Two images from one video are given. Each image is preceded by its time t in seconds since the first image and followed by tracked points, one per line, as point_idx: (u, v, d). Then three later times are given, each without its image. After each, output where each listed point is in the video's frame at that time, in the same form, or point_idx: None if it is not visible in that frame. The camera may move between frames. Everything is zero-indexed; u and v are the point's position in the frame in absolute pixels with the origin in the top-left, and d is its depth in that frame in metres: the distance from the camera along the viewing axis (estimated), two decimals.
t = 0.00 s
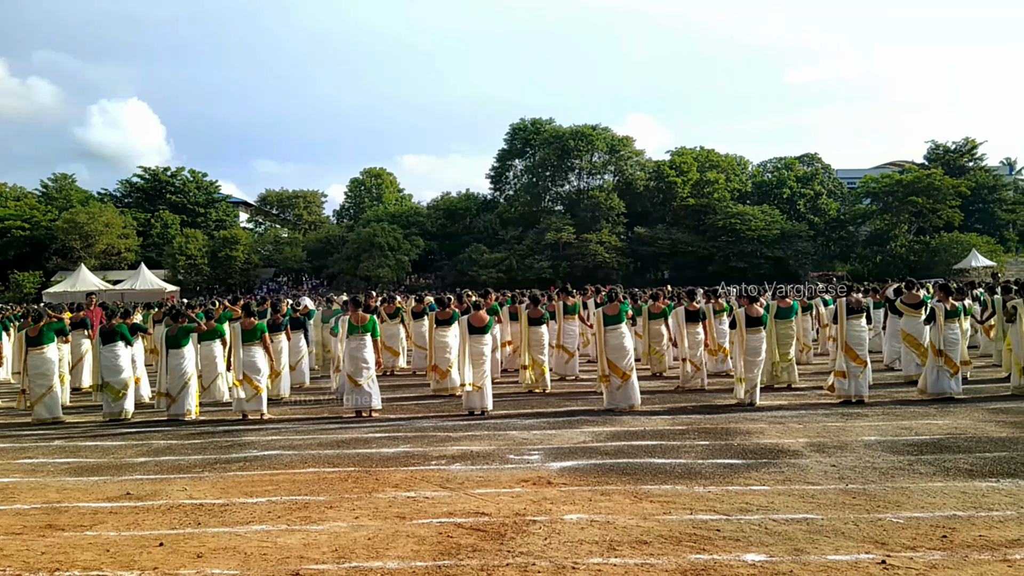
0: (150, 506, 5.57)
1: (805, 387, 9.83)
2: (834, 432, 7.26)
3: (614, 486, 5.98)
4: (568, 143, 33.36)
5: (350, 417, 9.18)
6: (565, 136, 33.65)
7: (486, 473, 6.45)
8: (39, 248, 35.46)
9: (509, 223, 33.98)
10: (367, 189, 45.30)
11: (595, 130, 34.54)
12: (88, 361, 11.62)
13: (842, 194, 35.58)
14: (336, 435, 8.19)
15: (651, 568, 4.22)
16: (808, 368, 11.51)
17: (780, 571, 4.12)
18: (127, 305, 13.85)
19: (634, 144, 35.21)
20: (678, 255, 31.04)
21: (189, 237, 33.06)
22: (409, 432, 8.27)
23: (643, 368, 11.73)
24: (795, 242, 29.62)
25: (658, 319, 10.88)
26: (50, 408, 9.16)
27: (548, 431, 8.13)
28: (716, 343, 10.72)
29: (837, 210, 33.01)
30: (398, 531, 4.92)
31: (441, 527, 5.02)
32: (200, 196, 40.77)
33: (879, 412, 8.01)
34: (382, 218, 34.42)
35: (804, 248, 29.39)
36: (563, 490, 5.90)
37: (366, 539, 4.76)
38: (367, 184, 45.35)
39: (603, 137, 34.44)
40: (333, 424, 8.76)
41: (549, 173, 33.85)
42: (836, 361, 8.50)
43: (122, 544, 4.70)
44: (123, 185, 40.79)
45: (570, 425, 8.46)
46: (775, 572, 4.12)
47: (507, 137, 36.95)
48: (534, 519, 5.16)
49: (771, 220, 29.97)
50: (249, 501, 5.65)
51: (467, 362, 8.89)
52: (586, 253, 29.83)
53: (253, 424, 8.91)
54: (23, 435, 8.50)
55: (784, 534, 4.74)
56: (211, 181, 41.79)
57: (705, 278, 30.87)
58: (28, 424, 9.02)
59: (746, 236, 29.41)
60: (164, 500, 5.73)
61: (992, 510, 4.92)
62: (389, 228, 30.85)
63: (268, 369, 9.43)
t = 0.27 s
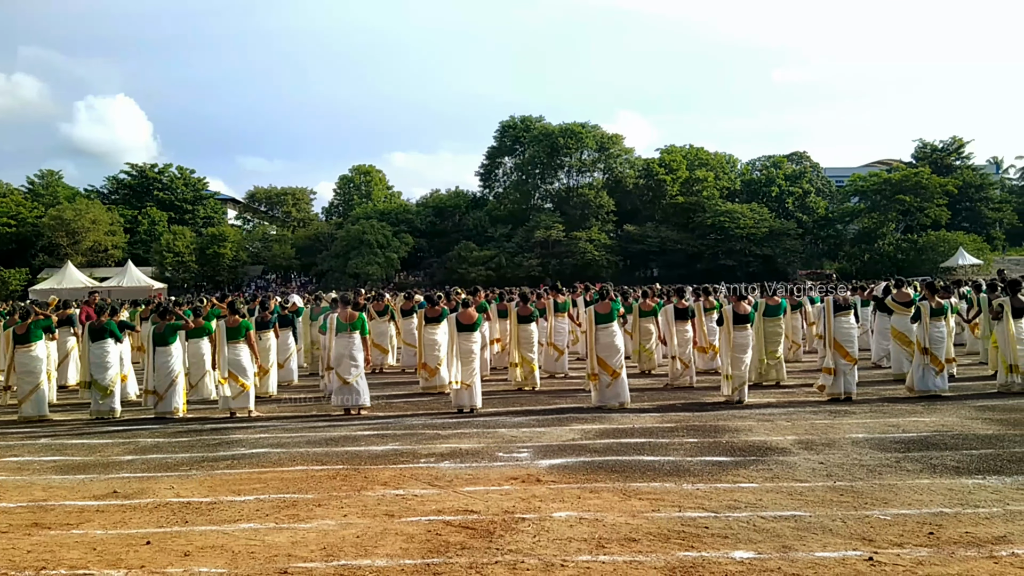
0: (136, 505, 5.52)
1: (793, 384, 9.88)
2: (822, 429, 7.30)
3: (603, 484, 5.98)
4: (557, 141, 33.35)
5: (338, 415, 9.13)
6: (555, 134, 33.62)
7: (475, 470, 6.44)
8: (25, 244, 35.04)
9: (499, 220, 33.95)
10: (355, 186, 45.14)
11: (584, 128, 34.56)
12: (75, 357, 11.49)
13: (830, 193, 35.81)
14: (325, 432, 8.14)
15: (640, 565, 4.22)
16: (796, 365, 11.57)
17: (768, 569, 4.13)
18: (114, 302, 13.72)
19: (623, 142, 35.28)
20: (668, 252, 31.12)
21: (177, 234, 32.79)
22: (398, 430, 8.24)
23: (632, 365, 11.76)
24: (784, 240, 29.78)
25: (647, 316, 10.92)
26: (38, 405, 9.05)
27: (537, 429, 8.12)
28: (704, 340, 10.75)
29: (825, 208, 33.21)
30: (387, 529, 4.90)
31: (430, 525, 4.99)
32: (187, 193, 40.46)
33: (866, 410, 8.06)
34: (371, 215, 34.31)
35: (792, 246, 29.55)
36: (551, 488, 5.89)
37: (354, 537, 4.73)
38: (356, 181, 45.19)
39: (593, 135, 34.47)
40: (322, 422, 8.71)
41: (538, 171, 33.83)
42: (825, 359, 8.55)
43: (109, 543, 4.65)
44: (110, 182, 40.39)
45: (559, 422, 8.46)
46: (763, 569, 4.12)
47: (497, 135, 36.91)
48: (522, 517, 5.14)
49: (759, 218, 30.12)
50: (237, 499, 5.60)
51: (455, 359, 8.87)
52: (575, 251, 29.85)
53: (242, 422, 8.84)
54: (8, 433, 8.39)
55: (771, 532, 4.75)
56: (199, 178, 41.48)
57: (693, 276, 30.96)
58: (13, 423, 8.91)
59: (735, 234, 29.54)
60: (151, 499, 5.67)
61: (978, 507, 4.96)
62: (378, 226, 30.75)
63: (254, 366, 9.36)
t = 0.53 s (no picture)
0: (126, 502, 5.47)
1: (783, 381, 9.92)
2: (811, 425, 7.34)
3: (594, 480, 5.98)
4: (548, 138, 33.32)
5: (328, 412, 9.10)
6: (546, 131, 33.59)
7: (465, 467, 6.43)
8: (13, 241, 34.68)
9: (490, 217, 33.91)
10: (346, 183, 44.96)
11: (576, 125, 34.56)
12: (63, 355, 11.39)
13: (820, 190, 36.01)
14: (315, 430, 8.11)
15: (631, 561, 4.23)
16: (786, 362, 11.62)
17: (758, 564, 4.15)
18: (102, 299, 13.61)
19: (614, 139, 35.32)
20: (658, 249, 31.19)
21: (167, 231, 32.55)
22: (389, 427, 8.22)
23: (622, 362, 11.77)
24: (774, 237, 29.91)
25: (638, 314, 10.93)
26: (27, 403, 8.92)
27: (528, 425, 8.12)
28: (694, 337, 10.79)
29: (815, 206, 33.38)
30: (378, 525, 4.88)
31: (420, 521, 4.98)
32: (177, 189, 40.17)
33: (855, 406, 8.11)
34: (362, 212, 34.18)
35: (783, 244, 29.68)
36: (542, 484, 5.89)
37: (345, 534, 4.71)
38: (347, 177, 45.00)
39: (584, 132, 34.49)
40: (312, 419, 8.68)
41: (530, 168, 33.82)
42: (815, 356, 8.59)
43: (98, 540, 4.61)
44: (99, 178, 40.04)
45: (551, 419, 8.46)
46: (754, 565, 4.14)
47: (488, 132, 36.84)
48: (513, 514, 5.14)
49: (749, 215, 30.25)
50: (227, 496, 5.57)
51: (447, 357, 8.86)
52: (566, 248, 29.83)
53: (231, 419, 8.79)
54: None
55: (762, 528, 4.77)
56: (188, 174, 41.19)
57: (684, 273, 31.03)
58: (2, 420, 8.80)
59: (725, 231, 29.63)
60: (141, 496, 5.63)
61: (966, 502, 5.00)
62: (369, 223, 30.65)
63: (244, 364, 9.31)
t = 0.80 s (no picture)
0: (117, 501, 5.43)
1: (776, 379, 9.95)
2: (804, 424, 7.36)
3: (587, 478, 5.98)
4: (542, 136, 33.30)
5: (321, 410, 9.07)
6: (539, 130, 33.57)
7: (458, 466, 6.42)
8: (4, 239, 34.44)
9: (483, 216, 33.88)
10: (339, 181, 44.84)
11: (569, 123, 34.57)
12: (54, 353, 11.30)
13: (812, 189, 36.18)
14: (308, 428, 8.07)
15: (623, 559, 4.22)
16: (778, 361, 11.65)
17: (751, 562, 4.15)
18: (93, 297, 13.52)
19: (607, 138, 35.35)
20: (652, 248, 31.26)
21: (159, 229, 32.39)
22: (382, 425, 8.20)
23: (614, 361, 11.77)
24: (767, 236, 30.00)
25: (631, 312, 10.95)
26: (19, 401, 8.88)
27: (521, 424, 8.11)
28: (687, 335, 10.81)
29: (807, 204, 33.49)
30: (371, 524, 4.86)
31: (413, 520, 4.97)
32: (169, 187, 39.97)
33: (847, 404, 8.14)
34: (355, 210, 34.10)
35: (775, 242, 29.77)
36: (535, 483, 5.89)
37: (338, 533, 4.69)
38: (340, 176, 44.89)
39: (577, 131, 34.50)
40: (305, 418, 8.65)
41: (523, 166, 33.81)
42: (809, 354, 8.62)
43: (90, 539, 4.58)
44: (90, 176, 39.81)
45: (544, 417, 8.45)
46: (746, 562, 4.14)
47: (481, 130, 36.79)
48: (506, 512, 5.13)
49: (742, 214, 30.32)
50: (219, 495, 5.54)
51: (441, 355, 8.85)
52: (559, 246, 29.82)
53: (223, 418, 8.75)
54: None
55: (754, 526, 4.78)
56: (181, 172, 40.99)
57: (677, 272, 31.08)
58: None
59: (718, 230, 29.71)
60: (132, 495, 5.59)
61: (958, 500, 5.02)
62: (362, 221, 30.58)
63: (236, 362, 9.27)
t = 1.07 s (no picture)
0: (109, 500, 5.40)
1: (769, 378, 9.97)
2: (797, 423, 7.37)
3: (581, 477, 5.98)
4: (535, 135, 33.27)
5: (314, 410, 9.03)
6: (533, 128, 33.53)
7: (452, 465, 6.40)
8: None
9: (477, 215, 33.84)
10: (332, 179, 44.71)
11: (562, 122, 34.54)
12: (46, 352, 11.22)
13: (806, 188, 36.30)
14: (301, 427, 8.04)
15: (617, 559, 4.22)
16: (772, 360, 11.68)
17: (744, 561, 4.16)
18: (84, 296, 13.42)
19: (601, 137, 35.35)
20: (645, 247, 31.31)
21: (151, 227, 32.22)
22: (375, 424, 8.17)
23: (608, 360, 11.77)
24: (760, 235, 30.07)
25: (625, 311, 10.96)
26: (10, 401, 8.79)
27: (515, 423, 8.10)
28: (680, 334, 10.83)
29: (800, 203, 33.59)
30: (364, 524, 4.84)
31: (407, 519, 4.95)
32: (161, 185, 39.76)
33: (840, 403, 8.16)
34: (348, 209, 34.00)
35: (769, 241, 29.84)
36: (529, 482, 5.88)
37: (331, 532, 4.67)
38: (333, 174, 44.76)
39: (571, 129, 34.48)
40: (298, 417, 8.61)
41: (517, 165, 33.79)
42: (802, 354, 8.64)
43: (81, 539, 4.54)
44: (82, 174, 39.57)
45: (538, 416, 8.45)
46: (740, 561, 4.15)
47: (475, 128, 36.72)
48: (500, 511, 5.12)
49: (735, 213, 30.39)
50: (212, 495, 5.51)
51: (435, 354, 8.82)
52: (553, 245, 29.80)
53: (216, 417, 8.70)
54: None
55: (748, 524, 4.78)
56: (173, 170, 40.77)
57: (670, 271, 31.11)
58: None
59: (711, 229, 29.76)
60: (124, 495, 5.56)
61: (951, 499, 5.03)
62: (355, 220, 30.50)
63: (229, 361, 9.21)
